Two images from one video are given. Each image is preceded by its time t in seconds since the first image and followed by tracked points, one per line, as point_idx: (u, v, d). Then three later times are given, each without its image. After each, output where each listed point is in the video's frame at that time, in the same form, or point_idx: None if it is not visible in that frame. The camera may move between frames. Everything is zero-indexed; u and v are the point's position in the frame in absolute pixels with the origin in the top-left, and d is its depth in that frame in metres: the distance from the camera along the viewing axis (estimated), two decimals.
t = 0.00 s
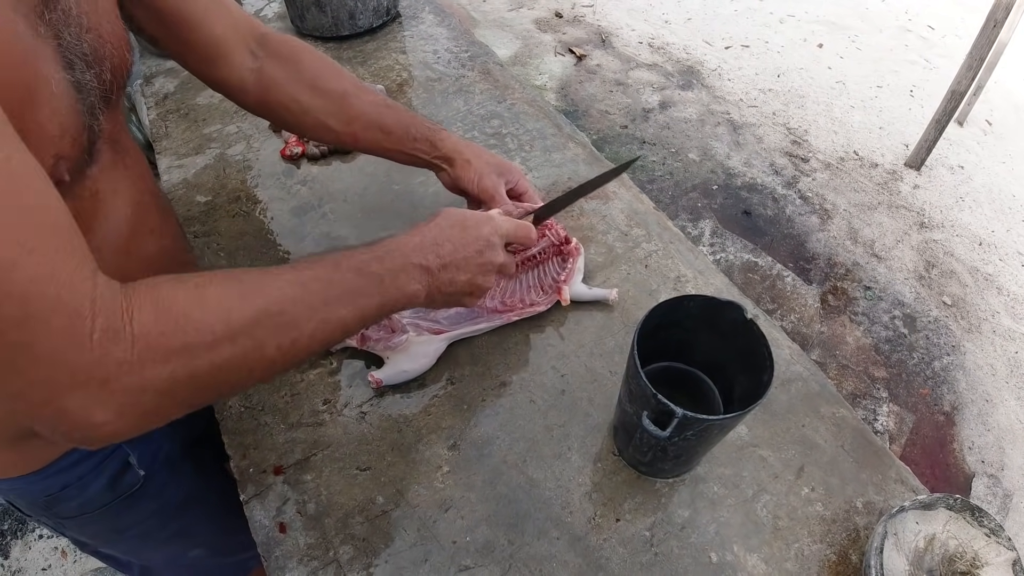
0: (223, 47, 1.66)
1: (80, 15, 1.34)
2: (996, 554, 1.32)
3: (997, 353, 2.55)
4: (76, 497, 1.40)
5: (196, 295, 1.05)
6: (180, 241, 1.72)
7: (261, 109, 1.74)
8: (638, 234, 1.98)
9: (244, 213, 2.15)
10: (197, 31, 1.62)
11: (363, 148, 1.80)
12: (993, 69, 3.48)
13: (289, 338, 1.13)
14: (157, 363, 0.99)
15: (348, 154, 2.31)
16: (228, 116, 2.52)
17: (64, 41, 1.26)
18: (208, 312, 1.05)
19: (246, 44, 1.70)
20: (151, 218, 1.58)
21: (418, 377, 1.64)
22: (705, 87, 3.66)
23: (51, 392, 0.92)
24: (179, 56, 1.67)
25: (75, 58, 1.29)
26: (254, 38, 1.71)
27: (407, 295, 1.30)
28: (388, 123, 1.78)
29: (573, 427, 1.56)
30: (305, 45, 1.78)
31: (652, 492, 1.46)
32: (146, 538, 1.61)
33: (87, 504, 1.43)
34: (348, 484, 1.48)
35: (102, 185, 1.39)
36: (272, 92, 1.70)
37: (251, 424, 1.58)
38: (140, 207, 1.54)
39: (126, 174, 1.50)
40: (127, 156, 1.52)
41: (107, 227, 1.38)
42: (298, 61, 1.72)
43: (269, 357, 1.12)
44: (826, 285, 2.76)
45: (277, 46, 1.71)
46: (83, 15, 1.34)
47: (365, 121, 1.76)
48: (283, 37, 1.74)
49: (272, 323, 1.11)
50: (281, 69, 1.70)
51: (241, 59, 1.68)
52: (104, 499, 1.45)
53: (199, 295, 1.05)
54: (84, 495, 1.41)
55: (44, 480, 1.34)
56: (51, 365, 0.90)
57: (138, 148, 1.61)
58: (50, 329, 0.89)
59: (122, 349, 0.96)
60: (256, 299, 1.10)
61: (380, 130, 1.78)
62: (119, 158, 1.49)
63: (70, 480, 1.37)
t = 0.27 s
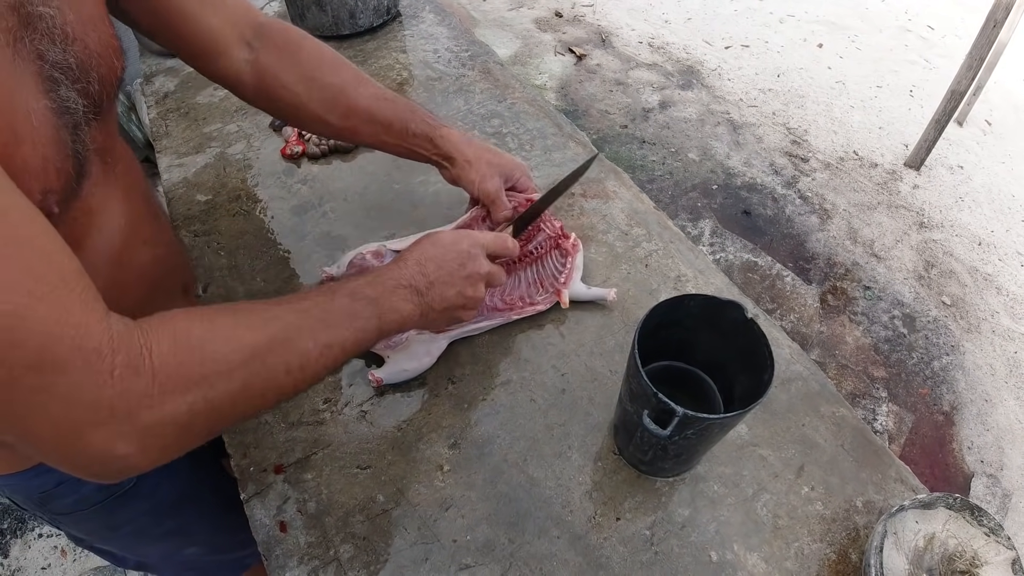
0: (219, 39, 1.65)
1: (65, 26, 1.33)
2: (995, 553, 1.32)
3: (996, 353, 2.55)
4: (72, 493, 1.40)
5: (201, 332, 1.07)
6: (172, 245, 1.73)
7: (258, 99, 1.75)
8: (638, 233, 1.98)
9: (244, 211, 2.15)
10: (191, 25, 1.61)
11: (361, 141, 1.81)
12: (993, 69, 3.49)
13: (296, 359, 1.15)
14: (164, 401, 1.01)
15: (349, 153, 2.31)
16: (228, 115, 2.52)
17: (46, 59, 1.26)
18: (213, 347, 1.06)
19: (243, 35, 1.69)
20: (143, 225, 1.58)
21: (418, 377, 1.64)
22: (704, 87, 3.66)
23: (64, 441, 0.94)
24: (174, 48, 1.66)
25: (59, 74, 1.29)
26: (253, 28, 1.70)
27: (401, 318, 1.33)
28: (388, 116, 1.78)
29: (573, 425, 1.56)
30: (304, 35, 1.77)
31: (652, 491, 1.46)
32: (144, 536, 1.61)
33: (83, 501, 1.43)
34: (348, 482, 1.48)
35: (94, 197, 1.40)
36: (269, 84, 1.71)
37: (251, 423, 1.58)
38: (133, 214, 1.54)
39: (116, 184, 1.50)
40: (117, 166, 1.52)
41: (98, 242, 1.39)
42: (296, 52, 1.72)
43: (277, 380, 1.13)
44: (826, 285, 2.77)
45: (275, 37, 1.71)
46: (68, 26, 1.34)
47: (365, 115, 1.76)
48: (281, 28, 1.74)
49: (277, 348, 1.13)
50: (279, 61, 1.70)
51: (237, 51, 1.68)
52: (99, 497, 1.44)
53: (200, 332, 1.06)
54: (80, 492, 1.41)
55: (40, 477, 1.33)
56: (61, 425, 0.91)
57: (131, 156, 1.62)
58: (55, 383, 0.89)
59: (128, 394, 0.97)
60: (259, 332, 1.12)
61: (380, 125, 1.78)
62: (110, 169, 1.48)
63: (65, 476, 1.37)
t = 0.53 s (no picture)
0: (199, 48, 1.65)
1: (57, 35, 1.34)
2: (994, 552, 1.33)
3: (995, 353, 2.56)
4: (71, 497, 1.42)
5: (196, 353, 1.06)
6: (168, 246, 1.73)
7: (239, 107, 1.75)
8: (638, 233, 1.98)
9: (245, 211, 2.15)
10: (171, 35, 1.62)
11: (343, 149, 1.78)
12: (992, 70, 3.49)
13: (297, 363, 1.13)
14: (169, 425, 1.02)
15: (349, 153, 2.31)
16: (228, 114, 2.52)
17: (41, 72, 1.27)
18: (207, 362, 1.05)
19: (222, 43, 1.68)
20: (140, 228, 1.58)
21: (418, 376, 1.65)
22: (704, 87, 3.67)
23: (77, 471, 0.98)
24: (155, 59, 1.67)
25: (54, 84, 1.30)
26: (231, 37, 1.69)
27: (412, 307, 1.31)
28: (369, 124, 1.73)
29: (573, 425, 1.56)
30: (284, 42, 1.75)
31: (651, 490, 1.46)
32: (144, 536, 1.61)
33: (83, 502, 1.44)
34: (349, 481, 1.48)
35: (93, 202, 1.40)
36: (249, 94, 1.70)
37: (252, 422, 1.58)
38: (130, 219, 1.54)
39: (113, 188, 1.50)
40: (113, 171, 1.52)
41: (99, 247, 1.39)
42: (275, 60, 1.70)
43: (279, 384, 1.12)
44: (825, 285, 2.77)
45: (253, 46, 1.70)
46: (60, 35, 1.35)
47: (345, 123, 1.72)
48: (260, 35, 1.72)
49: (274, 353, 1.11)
50: (257, 69, 1.69)
51: (216, 60, 1.68)
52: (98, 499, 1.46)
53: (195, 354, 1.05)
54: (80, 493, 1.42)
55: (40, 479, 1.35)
56: (71, 456, 0.94)
57: (124, 161, 1.62)
58: (58, 425, 0.91)
59: (133, 426, 0.98)
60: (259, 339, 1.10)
61: (361, 134, 1.73)
62: (106, 174, 1.48)
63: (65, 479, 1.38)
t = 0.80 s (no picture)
0: (200, 52, 1.64)
1: (52, 44, 1.34)
2: (992, 551, 1.34)
3: (993, 354, 2.56)
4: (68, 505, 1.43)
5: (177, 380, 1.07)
6: (165, 254, 1.71)
7: (241, 110, 1.75)
8: (637, 233, 1.99)
9: (244, 211, 2.15)
10: (172, 39, 1.60)
11: (348, 148, 1.81)
12: (991, 70, 3.50)
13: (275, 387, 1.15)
14: (150, 454, 1.05)
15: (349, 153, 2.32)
16: (228, 113, 2.52)
17: (36, 82, 1.28)
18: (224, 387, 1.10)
19: (224, 46, 1.68)
20: (137, 237, 1.56)
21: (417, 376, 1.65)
22: (703, 87, 3.67)
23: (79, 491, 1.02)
24: (155, 61, 1.65)
25: (48, 94, 1.31)
26: (233, 39, 1.69)
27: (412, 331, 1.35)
28: (374, 124, 1.78)
29: (572, 424, 1.57)
30: (285, 44, 1.76)
31: (650, 489, 1.47)
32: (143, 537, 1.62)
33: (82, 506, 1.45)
34: (349, 480, 1.49)
35: (88, 213, 1.38)
36: (253, 98, 1.71)
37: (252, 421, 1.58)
38: (126, 227, 1.51)
39: (110, 197, 1.48)
40: (110, 180, 1.50)
41: (93, 258, 1.37)
42: (278, 62, 1.71)
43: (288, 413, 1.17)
44: (824, 285, 2.78)
45: (256, 48, 1.70)
46: (57, 45, 1.36)
47: (350, 122, 1.76)
48: (261, 37, 1.72)
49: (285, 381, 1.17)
50: (260, 72, 1.70)
51: (219, 63, 1.67)
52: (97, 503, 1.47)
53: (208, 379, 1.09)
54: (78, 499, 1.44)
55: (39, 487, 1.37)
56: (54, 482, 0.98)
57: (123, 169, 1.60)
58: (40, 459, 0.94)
59: (112, 457, 1.00)
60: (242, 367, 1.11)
61: (366, 132, 1.78)
62: (103, 184, 1.46)
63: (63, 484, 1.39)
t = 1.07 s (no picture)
0: (200, 51, 1.64)
1: (51, 46, 1.34)
2: (991, 548, 1.35)
3: (992, 353, 2.57)
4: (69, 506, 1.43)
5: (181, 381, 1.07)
6: (165, 255, 1.71)
7: (241, 108, 1.75)
8: (636, 231, 1.99)
9: (244, 210, 2.15)
10: (173, 40, 1.60)
11: (349, 144, 1.82)
12: (990, 70, 3.50)
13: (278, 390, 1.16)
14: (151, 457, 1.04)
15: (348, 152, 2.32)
16: (228, 113, 2.52)
17: (35, 84, 1.28)
18: (224, 395, 1.10)
19: (224, 44, 1.67)
20: (137, 237, 1.56)
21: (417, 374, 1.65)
22: (702, 87, 3.68)
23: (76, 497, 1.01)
24: (156, 61, 1.65)
25: (48, 96, 1.31)
26: (232, 37, 1.69)
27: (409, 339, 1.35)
28: (375, 118, 1.79)
29: (571, 422, 1.57)
30: (284, 40, 1.76)
31: (649, 487, 1.47)
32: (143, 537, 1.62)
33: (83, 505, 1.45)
34: (349, 478, 1.49)
35: (88, 215, 1.38)
36: (254, 95, 1.71)
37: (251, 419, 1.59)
38: (126, 230, 1.51)
39: (111, 198, 1.48)
40: (110, 181, 1.50)
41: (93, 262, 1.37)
42: (278, 59, 1.71)
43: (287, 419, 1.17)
44: (823, 285, 2.78)
45: (256, 45, 1.70)
46: (56, 47, 1.35)
47: (351, 117, 1.77)
48: (261, 34, 1.72)
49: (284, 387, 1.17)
50: (261, 70, 1.70)
51: (218, 61, 1.67)
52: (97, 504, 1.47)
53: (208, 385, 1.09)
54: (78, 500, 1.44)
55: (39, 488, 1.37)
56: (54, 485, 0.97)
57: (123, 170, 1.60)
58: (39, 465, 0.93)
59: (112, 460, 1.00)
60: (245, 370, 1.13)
61: (367, 126, 1.79)
62: (103, 185, 1.47)
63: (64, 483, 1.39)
